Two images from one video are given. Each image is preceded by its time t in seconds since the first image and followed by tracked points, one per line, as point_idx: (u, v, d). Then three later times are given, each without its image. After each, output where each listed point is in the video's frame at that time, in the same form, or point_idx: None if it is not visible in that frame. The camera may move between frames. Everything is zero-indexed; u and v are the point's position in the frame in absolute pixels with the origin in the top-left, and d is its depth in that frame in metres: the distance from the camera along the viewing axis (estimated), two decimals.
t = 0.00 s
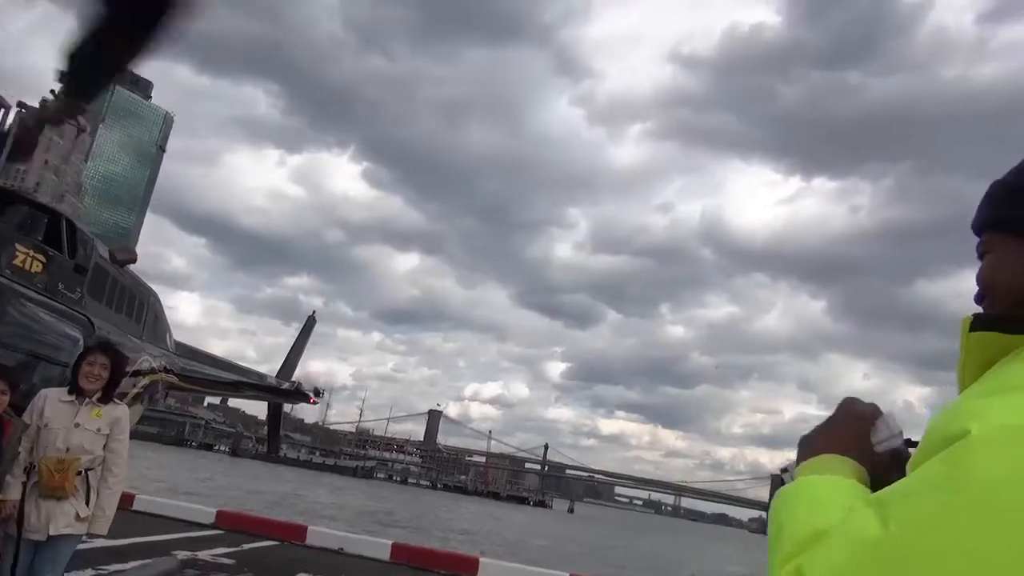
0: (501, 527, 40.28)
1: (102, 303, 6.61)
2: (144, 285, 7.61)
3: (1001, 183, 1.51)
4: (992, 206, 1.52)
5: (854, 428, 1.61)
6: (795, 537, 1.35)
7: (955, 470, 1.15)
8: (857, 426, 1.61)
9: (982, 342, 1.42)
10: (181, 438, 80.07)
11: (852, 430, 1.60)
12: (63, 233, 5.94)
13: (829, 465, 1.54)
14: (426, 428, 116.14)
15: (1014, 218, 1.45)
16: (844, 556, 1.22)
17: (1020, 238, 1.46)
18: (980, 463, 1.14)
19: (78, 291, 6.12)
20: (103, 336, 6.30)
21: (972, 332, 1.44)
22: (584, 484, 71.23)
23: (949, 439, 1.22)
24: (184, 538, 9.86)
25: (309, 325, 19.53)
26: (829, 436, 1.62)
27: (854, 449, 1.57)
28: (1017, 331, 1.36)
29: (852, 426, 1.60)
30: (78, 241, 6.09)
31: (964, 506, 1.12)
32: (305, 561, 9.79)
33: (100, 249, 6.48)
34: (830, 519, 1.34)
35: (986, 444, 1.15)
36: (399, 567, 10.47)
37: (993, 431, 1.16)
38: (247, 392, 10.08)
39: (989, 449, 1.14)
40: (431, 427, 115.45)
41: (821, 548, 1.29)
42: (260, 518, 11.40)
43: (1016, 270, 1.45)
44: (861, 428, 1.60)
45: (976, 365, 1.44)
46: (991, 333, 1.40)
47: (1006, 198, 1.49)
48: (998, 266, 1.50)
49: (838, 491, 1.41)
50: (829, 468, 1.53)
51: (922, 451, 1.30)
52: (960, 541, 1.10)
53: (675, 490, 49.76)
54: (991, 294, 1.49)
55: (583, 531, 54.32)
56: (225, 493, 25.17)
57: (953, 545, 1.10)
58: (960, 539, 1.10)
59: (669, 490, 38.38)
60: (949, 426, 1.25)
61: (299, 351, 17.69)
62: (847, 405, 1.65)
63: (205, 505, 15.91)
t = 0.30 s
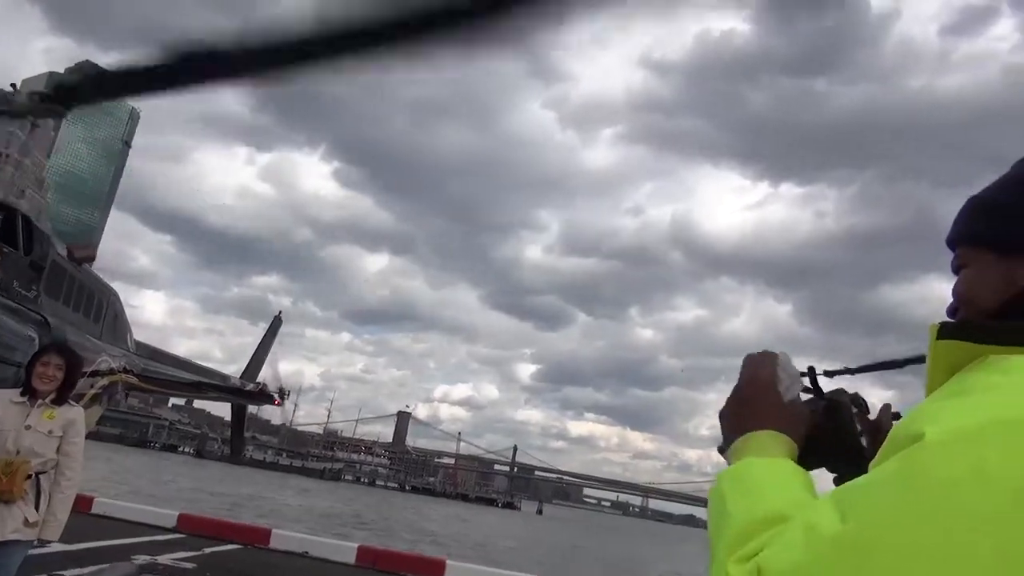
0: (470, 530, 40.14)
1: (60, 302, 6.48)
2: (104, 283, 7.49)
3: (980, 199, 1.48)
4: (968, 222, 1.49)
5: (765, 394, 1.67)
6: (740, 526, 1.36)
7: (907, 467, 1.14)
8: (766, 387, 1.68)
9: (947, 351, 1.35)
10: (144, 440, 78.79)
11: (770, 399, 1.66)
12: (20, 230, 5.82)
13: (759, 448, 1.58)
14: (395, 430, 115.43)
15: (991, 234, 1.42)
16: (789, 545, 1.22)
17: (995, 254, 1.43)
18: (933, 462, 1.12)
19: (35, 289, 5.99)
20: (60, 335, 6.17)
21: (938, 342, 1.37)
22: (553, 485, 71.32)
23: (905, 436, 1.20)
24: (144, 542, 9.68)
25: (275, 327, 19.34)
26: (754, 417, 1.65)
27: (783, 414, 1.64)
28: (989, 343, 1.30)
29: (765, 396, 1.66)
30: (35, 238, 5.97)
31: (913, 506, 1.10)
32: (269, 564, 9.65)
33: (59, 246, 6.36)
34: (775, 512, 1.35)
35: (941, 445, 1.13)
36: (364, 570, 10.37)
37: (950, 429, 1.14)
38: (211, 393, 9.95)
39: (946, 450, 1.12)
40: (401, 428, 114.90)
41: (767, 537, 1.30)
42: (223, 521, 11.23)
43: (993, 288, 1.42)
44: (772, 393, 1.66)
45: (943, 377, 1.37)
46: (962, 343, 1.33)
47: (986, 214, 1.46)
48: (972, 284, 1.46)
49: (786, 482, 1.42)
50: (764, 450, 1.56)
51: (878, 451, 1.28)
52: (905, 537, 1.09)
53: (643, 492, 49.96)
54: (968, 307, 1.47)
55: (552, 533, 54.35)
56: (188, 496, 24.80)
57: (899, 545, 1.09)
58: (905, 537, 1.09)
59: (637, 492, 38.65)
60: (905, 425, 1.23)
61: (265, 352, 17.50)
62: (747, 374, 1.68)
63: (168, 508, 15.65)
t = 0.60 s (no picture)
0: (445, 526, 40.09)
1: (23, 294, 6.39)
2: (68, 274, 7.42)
3: (952, 202, 1.45)
4: (940, 225, 1.45)
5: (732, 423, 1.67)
6: (705, 534, 1.36)
7: (863, 470, 1.12)
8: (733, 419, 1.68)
9: (910, 350, 1.32)
10: (114, 435, 77.78)
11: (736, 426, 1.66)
12: None
13: (720, 470, 1.57)
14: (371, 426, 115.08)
15: (960, 237, 1.38)
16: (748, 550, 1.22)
17: (968, 258, 1.39)
18: (887, 464, 1.10)
19: None
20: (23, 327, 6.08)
21: (902, 341, 1.35)
22: (529, 481, 71.45)
23: (866, 437, 1.18)
24: (110, 538, 9.54)
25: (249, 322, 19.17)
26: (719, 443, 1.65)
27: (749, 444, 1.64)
28: (952, 344, 1.27)
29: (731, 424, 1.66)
30: None
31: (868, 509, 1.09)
32: (238, 561, 9.55)
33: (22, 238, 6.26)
34: (742, 519, 1.34)
35: (897, 447, 1.11)
36: (337, 567, 10.30)
37: (908, 430, 1.12)
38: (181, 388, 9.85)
39: (902, 453, 1.10)
40: (375, 425, 114.44)
41: (730, 542, 1.29)
42: (193, 518, 11.12)
43: (965, 292, 1.38)
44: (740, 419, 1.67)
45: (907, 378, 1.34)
46: (925, 343, 1.31)
47: (959, 216, 1.42)
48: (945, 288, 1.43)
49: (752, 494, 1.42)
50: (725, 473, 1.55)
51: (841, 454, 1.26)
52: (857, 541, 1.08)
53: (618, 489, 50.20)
54: (939, 312, 1.44)
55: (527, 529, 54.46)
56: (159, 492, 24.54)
57: (851, 550, 1.08)
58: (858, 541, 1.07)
59: (611, 488, 38.80)
60: (866, 426, 1.21)
61: (237, 348, 17.35)
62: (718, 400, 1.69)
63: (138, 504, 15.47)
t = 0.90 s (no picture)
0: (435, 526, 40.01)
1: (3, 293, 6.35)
2: (52, 275, 7.41)
3: (924, 203, 1.45)
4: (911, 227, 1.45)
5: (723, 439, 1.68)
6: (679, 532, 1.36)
7: (835, 458, 1.12)
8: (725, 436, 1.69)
9: (877, 349, 1.34)
10: (102, 436, 77.31)
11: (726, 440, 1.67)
12: None
13: (706, 481, 1.57)
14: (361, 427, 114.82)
15: (931, 237, 1.39)
16: (717, 535, 1.22)
17: (939, 258, 1.39)
18: (858, 452, 1.10)
19: None
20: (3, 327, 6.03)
21: (868, 342, 1.36)
22: (520, 482, 71.41)
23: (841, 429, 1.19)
24: (95, 539, 9.48)
25: (236, 322, 19.10)
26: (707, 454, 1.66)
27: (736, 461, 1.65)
28: (914, 346, 1.28)
29: (730, 440, 1.67)
30: None
31: (836, 495, 1.09)
32: (225, 562, 9.52)
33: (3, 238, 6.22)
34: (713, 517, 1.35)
35: (869, 437, 1.12)
36: (324, 567, 10.26)
37: (882, 421, 1.12)
38: (167, 389, 9.82)
39: (874, 442, 1.10)
40: (365, 425, 114.15)
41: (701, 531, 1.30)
42: (180, 518, 11.07)
43: (934, 294, 1.39)
44: (732, 432, 1.68)
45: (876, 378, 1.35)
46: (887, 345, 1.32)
47: (931, 217, 1.42)
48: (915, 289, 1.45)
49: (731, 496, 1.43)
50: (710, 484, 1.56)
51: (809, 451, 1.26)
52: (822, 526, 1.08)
53: (609, 488, 50.17)
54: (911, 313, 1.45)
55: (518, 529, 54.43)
56: (147, 493, 24.42)
57: (822, 545, 1.07)
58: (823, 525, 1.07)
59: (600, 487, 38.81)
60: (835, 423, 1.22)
61: (224, 348, 17.28)
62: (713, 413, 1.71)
63: (125, 505, 15.39)
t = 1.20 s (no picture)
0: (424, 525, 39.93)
1: None
2: (34, 274, 7.39)
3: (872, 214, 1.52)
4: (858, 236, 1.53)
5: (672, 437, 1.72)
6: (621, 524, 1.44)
7: (769, 455, 1.20)
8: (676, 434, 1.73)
9: (810, 355, 1.41)
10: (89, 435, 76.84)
11: (676, 437, 1.72)
12: None
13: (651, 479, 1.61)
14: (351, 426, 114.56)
15: (873, 247, 1.49)
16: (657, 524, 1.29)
17: (878, 268, 1.49)
18: (787, 452, 1.18)
19: None
20: None
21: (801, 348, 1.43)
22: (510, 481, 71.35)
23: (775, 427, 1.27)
24: (79, 539, 9.44)
25: (222, 321, 19.03)
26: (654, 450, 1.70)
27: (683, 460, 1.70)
28: (843, 354, 1.36)
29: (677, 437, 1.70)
30: None
31: (765, 490, 1.17)
32: (209, 561, 9.50)
33: None
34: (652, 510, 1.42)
35: (801, 436, 1.20)
36: (310, 567, 10.25)
37: (811, 421, 1.20)
38: (152, 388, 9.78)
39: (803, 441, 1.18)
40: (355, 424, 113.79)
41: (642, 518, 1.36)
42: (164, 517, 11.03)
43: (873, 301, 1.50)
44: (682, 429, 1.72)
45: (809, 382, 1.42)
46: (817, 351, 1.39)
47: (877, 227, 1.50)
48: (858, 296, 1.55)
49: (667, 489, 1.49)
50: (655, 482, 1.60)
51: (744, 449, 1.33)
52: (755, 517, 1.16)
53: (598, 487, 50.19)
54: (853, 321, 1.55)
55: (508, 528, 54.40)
56: (133, 492, 24.28)
57: (749, 539, 1.15)
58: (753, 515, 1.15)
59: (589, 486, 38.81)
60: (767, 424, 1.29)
61: (209, 347, 17.21)
62: (663, 408, 1.74)
63: (110, 504, 15.31)
